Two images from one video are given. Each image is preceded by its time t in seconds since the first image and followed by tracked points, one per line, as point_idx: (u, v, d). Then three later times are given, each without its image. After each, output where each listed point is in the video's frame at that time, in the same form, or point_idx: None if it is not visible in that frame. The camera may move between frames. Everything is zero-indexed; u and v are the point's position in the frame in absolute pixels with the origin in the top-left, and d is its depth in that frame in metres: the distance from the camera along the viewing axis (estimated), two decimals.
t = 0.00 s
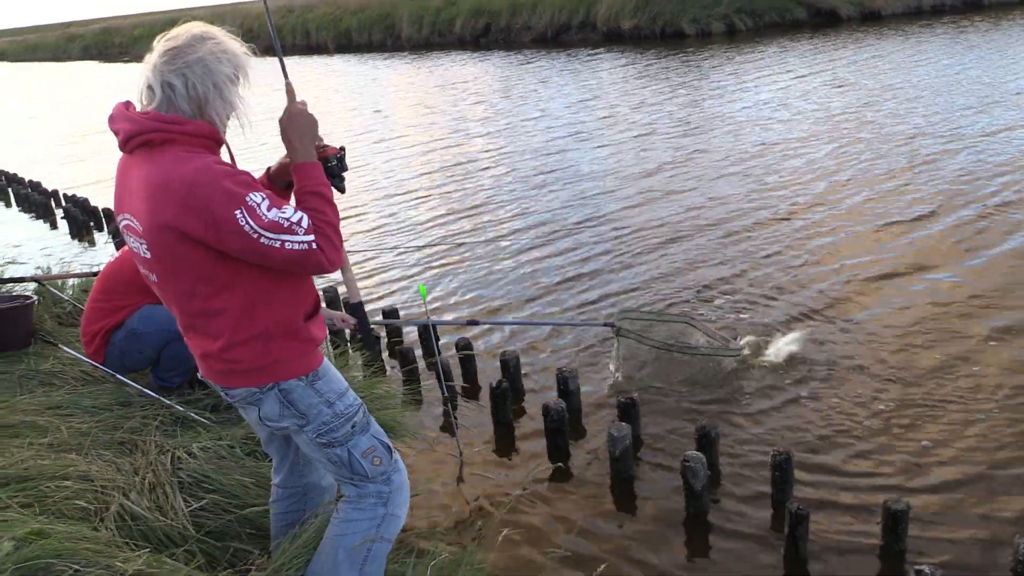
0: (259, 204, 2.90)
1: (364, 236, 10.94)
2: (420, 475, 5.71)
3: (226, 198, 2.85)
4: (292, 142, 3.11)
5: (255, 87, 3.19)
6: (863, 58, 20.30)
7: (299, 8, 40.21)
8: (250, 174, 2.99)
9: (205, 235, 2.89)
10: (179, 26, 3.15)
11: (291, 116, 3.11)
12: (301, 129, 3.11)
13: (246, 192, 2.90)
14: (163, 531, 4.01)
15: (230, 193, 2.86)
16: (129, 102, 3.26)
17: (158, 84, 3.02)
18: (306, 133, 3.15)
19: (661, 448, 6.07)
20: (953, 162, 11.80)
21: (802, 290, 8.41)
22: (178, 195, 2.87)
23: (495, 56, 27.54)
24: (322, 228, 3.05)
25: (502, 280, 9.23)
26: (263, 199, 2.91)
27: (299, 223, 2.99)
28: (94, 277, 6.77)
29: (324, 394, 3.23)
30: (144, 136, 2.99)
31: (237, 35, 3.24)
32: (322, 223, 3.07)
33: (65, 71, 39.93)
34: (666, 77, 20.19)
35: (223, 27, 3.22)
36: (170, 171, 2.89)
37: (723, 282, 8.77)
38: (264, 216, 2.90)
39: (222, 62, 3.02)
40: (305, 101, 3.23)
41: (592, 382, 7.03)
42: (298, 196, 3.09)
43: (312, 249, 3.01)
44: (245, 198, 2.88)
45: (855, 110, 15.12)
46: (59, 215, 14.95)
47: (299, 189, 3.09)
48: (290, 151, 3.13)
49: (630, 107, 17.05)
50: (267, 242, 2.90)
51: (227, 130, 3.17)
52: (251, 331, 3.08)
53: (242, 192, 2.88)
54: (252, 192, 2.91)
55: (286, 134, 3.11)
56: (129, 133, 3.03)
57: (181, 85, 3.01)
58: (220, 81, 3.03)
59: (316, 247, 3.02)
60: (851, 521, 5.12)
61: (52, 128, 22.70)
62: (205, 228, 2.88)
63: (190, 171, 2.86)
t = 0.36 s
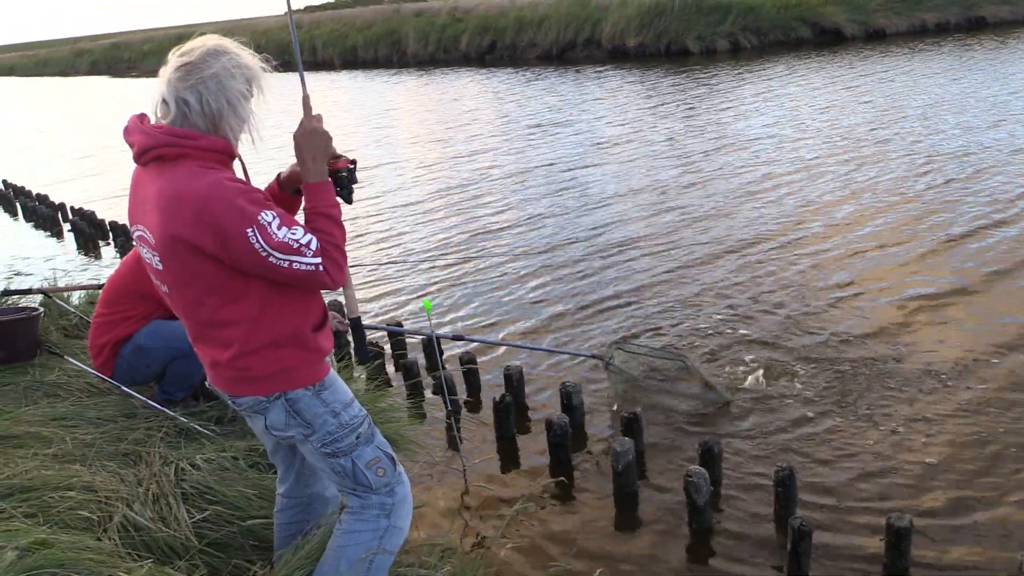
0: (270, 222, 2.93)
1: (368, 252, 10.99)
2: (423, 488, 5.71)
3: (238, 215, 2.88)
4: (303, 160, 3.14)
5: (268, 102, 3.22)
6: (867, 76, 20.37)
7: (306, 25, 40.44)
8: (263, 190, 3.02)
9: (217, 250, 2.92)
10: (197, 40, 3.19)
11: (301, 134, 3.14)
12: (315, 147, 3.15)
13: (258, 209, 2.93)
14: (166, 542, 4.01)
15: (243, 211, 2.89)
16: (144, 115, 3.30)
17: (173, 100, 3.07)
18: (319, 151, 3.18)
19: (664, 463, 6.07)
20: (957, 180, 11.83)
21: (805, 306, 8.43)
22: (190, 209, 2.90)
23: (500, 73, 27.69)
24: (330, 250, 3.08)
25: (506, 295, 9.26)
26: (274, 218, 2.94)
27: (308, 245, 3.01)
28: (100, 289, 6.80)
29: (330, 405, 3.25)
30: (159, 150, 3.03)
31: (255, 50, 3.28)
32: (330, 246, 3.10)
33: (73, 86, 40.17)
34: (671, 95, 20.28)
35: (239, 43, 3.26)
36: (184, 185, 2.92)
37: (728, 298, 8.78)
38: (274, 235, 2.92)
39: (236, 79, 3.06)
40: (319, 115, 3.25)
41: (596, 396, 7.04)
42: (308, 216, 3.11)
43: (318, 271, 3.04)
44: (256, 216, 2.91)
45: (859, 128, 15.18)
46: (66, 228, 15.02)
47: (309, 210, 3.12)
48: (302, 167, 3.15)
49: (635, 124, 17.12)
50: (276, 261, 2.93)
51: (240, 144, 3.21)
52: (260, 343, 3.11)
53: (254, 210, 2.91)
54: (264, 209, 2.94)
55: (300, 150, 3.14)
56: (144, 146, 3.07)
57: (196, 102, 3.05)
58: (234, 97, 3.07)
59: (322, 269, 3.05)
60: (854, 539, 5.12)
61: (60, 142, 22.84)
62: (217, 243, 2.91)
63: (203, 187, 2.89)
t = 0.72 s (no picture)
0: (278, 220, 2.95)
1: (373, 256, 11.01)
2: (427, 493, 5.71)
3: (246, 214, 2.90)
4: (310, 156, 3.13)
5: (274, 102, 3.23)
6: (872, 80, 20.35)
7: (311, 29, 40.59)
8: (270, 190, 3.03)
9: (225, 250, 2.94)
10: (203, 43, 3.20)
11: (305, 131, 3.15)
12: (319, 144, 3.13)
13: (266, 208, 2.94)
14: (170, 546, 4.02)
15: (250, 210, 2.90)
16: (151, 119, 3.31)
17: (181, 102, 3.07)
18: (324, 147, 3.16)
19: (669, 466, 6.07)
20: (962, 184, 11.83)
21: (811, 310, 8.41)
22: (199, 210, 2.92)
23: (506, 77, 27.73)
24: (339, 247, 3.09)
25: (510, 299, 9.26)
26: (282, 216, 2.96)
27: (317, 242, 3.03)
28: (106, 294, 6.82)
29: (338, 406, 3.25)
30: (167, 153, 3.05)
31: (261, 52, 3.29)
32: (339, 242, 3.11)
33: (80, 91, 40.32)
34: (676, 99, 20.29)
35: (245, 46, 3.27)
36: (193, 186, 2.94)
37: (733, 302, 8.78)
38: (283, 233, 2.94)
39: (243, 80, 3.07)
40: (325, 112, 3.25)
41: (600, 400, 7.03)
42: (317, 211, 3.11)
43: (328, 268, 3.05)
44: (265, 215, 2.93)
45: (865, 132, 15.15)
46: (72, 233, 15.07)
47: (316, 205, 3.12)
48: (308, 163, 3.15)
49: (640, 128, 17.14)
50: (286, 259, 2.94)
51: (247, 144, 3.22)
52: (270, 342, 3.12)
53: (262, 209, 2.92)
54: (272, 208, 2.95)
55: (306, 146, 3.14)
56: (152, 150, 3.08)
57: (203, 103, 3.06)
58: (241, 98, 3.09)
59: (331, 265, 3.06)
60: (859, 544, 5.10)
61: (67, 147, 22.94)
62: (226, 242, 2.92)
63: (212, 187, 2.91)
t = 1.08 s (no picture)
0: (282, 220, 2.95)
1: (374, 259, 11.01)
2: (427, 496, 5.70)
3: (251, 215, 2.90)
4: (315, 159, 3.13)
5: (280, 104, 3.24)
6: (873, 83, 20.35)
7: (312, 33, 40.68)
8: (274, 190, 3.03)
9: (229, 251, 2.94)
10: (210, 45, 3.20)
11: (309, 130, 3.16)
12: (324, 147, 3.17)
13: (270, 208, 2.94)
14: (170, 549, 4.02)
15: (255, 210, 2.90)
16: (155, 120, 3.30)
17: (188, 103, 3.07)
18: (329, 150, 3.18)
19: (670, 470, 6.06)
20: (963, 188, 11.83)
21: (811, 313, 8.41)
22: (203, 210, 2.92)
23: (507, 81, 27.75)
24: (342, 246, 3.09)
25: (511, 303, 9.26)
26: (286, 216, 2.96)
27: (321, 242, 3.03)
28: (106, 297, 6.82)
29: (339, 409, 3.25)
30: (172, 154, 3.04)
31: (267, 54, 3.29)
32: (342, 242, 3.11)
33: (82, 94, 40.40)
34: (677, 103, 20.29)
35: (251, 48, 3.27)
36: (196, 186, 2.93)
37: (734, 305, 8.77)
38: (287, 232, 2.94)
39: (251, 82, 3.07)
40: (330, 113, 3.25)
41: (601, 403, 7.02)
42: (320, 212, 3.13)
43: (332, 267, 3.05)
44: (269, 215, 2.93)
45: (865, 135, 15.15)
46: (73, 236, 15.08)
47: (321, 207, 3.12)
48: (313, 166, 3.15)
49: (641, 132, 17.15)
50: (290, 259, 2.94)
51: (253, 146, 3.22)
52: (271, 343, 3.11)
53: (267, 209, 2.92)
54: (276, 209, 2.96)
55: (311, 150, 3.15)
56: (158, 150, 3.07)
57: (211, 104, 3.06)
58: (248, 101, 3.09)
59: (335, 265, 3.06)
60: (861, 547, 5.09)
61: (69, 151, 22.98)
62: (229, 243, 2.92)
63: (216, 188, 2.91)
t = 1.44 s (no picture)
0: (283, 217, 2.95)
1: (373, 257, 11.02)
2: (424, 493, 5.71)
3: (251, 212, 2.90)
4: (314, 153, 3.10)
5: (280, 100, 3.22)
6: (872, 84, 20.37)
7: (311, 31, 40.64)
8: (274, 187, 3.03)
9: (229, 249, 2.94)
10: (208, 41, 3.19)
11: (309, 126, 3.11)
12: (325, 143, 3.12)
13: (270, 205, 2.94)
14: (168, 546, 4.01)
15: (255, 208, 2.90)
16: (154, 116, 3.30)
17: (185, 100, 3.07)
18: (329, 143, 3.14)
19: (667, 468, 6.05)
20: (961, 188, 11.84)
21: (808, 313, 8.42)
22: (203, 208, 2.92)
23: (506, 79, 27.76)
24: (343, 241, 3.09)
25: (509, 301, 9.27)
26: (287, 213, 2.96)
27: (322, 238, 3.03)
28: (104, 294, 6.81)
29: (336, 406, 3.25)
30: (170, 151, 3.04)
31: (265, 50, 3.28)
32: (343, 237, 3.11)
33: (81, 92, 40.34)
34: (676, 102, 20.32)
35: (250, 43, 3.26)
36: (196, 184, 2.93)
37: (732, 305, 8.77)
38: (287, 230, 2.94)
39: (248, 79, 3.07)
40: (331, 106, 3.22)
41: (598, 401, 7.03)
42: (321, 206, 3.11)
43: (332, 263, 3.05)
44: (269, 212, 2.93)
45: (863, 136, 15.17)
46: (71, 233, 15.06)
47: (321, 201, 3.11)
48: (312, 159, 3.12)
49: (641, 132, 17.14)
50: (291, 256, 2.94)
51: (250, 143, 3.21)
52: (270, 340, 3.11)
53: (267, 207, 2.92)
54: (275, 206, 2.95)
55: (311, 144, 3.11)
56: (156, 147, 3.08)
57: (207, 103, 3.06)
58: (245, 97, 3.08)
59: (336, 260, 3.06)
60: (859, 545, 5.09)
61: (69, 149, 22.97)
62: (229, 241, 2.92)
63: (216, 185, 2.91)
